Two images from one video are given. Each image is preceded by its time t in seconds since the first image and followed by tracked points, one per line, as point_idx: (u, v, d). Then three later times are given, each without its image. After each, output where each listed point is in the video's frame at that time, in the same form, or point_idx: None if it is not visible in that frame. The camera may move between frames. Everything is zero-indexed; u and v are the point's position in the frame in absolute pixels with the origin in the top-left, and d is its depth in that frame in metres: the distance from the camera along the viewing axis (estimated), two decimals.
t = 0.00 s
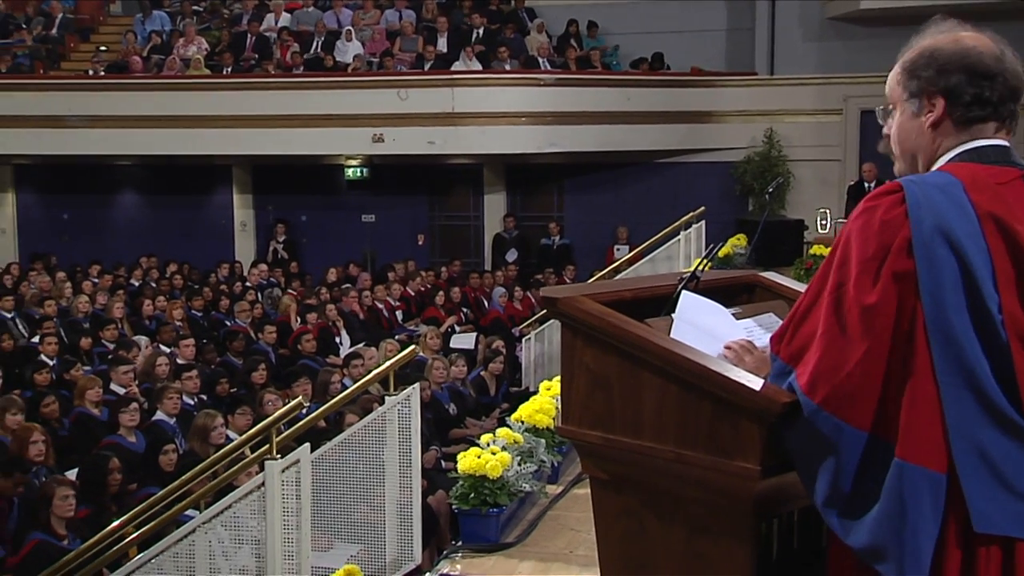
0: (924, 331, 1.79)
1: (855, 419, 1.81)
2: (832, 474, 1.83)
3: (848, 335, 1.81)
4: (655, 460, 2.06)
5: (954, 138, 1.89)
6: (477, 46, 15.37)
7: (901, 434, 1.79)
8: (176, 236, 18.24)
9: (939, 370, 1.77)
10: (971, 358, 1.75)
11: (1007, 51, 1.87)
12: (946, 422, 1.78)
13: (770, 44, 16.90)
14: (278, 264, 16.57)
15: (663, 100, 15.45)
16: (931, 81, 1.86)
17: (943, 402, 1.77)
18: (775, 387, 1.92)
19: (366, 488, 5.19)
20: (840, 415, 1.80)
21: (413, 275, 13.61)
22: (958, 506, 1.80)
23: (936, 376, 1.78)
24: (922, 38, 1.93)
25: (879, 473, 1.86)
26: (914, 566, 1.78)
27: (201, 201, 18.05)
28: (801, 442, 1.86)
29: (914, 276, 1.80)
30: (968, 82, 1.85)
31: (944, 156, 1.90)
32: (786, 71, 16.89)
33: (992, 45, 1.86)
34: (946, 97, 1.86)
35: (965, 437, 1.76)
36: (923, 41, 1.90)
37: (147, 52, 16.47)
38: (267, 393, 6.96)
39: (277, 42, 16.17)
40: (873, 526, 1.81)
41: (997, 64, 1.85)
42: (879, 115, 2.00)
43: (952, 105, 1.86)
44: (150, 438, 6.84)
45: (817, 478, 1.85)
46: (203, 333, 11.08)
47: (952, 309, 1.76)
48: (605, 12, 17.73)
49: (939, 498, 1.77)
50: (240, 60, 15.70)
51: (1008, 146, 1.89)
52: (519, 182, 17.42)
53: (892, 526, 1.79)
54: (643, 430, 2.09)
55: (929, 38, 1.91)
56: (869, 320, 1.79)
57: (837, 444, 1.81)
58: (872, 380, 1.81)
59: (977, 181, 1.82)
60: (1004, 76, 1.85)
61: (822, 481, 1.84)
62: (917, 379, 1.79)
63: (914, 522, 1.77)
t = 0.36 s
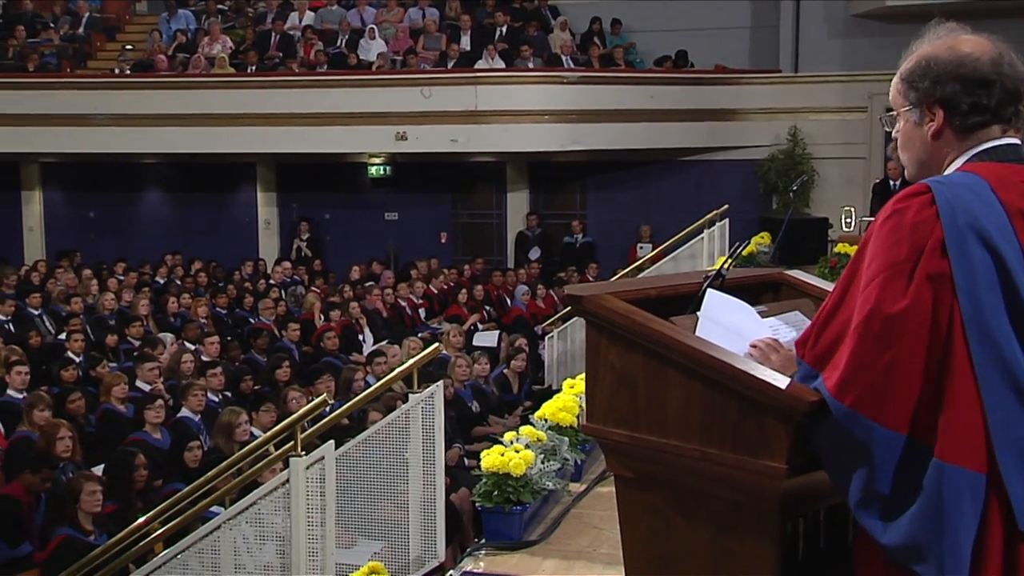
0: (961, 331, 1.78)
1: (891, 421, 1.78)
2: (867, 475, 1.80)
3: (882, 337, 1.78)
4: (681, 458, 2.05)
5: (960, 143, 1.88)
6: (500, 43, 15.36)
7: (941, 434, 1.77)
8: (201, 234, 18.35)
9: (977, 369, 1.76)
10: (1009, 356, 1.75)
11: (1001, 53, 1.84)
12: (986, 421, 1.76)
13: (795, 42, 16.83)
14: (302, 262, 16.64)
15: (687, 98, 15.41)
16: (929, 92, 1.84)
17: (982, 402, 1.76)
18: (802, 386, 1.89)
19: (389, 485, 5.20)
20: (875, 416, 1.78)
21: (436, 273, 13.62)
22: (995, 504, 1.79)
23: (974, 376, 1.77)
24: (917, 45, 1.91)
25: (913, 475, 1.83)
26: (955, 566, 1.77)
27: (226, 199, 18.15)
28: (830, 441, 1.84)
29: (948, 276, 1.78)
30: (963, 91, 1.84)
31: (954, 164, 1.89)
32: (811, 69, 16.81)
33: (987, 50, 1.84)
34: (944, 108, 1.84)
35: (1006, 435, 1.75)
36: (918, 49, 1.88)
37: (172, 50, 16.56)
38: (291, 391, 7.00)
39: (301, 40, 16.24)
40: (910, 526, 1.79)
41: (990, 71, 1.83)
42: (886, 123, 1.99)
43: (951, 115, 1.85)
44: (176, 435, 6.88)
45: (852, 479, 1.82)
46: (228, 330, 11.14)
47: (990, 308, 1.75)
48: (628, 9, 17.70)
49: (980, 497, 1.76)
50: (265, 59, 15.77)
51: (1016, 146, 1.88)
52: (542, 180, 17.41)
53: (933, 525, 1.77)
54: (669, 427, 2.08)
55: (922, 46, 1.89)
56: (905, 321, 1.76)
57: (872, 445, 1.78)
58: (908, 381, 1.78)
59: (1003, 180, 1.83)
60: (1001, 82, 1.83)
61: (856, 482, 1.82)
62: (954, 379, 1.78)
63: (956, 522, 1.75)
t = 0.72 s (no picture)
0: (978, 328, 1.77)
1: (912, 418, 1.77)
2: (887, 471, 1.78)
3: (901, 332, 1.77)
4: (707, 457, 2.04)
5: (983, 138, 1.86)
6: (523, 42, 15.36)
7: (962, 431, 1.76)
8: (226, 232, 18.46)
9: (995, 366, 1.75)
10: None
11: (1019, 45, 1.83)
12: (1004, 418, 1.75)
13: (819, 39, 16.74)
14: (326, 260, 16.70)
15: (710, 96, 15.34)
16: (950, 90, 1.83)
17: (1000, 399, 1.75)
18: (826, 384, 1.87)
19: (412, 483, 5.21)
20: (896, 413, 1.76)
21: (459, 271, 13.64)
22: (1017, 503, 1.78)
23: (992, 373, 1.76)
24: (933, 43, 1.90)
25: (935, 473, 1.82)
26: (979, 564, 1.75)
27: (250, 197, 18.24)
28: (854, 439, 1.83)
29: (965, 273, 1.77)
30: (985, 84, 1.82)
31: (972, 161, 1.87)
32: (836, 67, 16.73)
33: (1004, 42, 1.82)
34: (968, 104, 1.83)
35: None
36: (935, 47, 1.87)
37: (197, 49, 16.65)
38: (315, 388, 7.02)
39: (325, 39, 16.30)
40: (935, 525, 1.77)
41: (1010, 63, 1.81)
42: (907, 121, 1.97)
43: (975, 110, 1.83)
44: (201, 431, 6.91)
45: (872, 477, 1.80)
46: (252, 327, 11.19)
47: (1006, 305, 1.75)
48: (651, 7, 17.68)
49: (1001, 495, 1.75)
50: (289, 57, 15.84)
51: None
52: (565, 178, 17.42)
53: (956, 524, 1.75)
54: (694, 426, 2.07)
55: (938, 44, 1.87)
56: (923, 318, 1.76)
57: (893, 442, 1.77)
58: (928, 378, 1.77)
59: (1019, 177, 1.81)
60: (1022, 73, 1.82)
61: (876, 480, 1.79)
62: (972, 376, 1.77)
63: (978, 521, 1.74)
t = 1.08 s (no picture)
0: (1006, 322, 1.75)
1: (940, 413, 1.75)
2: (914, 467, 1.77)
3: (928, 327, 1.76)
4: (734, 455, 2.03)
5: (1009, 133, 1.82)
6: (548, 38, 15.35)
7: (991, 428, 1.75)
8: (252, 229, 18.56)
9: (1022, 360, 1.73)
10: None
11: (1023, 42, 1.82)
12: None
13: (846, 36, 16.65)
14: (351, 257, 16.76)
15: (737, 92, 15.25)
16: (964, 91, 1.80)
17: None
18: (854, 381, 1.86)
19: (436, 479, 5.21)
20: (923, 408, 1.75)
21: (484, 268, 13.65)
22: None
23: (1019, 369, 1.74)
24: (940, 58, 1.89)
25: (964, 469, 1.80)
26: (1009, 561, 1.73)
27: (276, 195, 18.32)
28: (882, 437, 1.81)
29: (992, 267, 1.76)
30: (1000, 78, 1.80)
31: (1000, 157, 1.83)
32: (863, 63, 16.63)
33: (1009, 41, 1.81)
34: (986, 101, 1.80)
35: None
36: (941, 59, 1.86)
37: (224, 46, 16.73)
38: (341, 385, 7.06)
39: (351, 37, 16.37)
40: (963, 521, 1.75)
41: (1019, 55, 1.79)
42: (930, 145, 1.94)
43: (995, 105, 1.80)
44: (227, 427, 6.95)
45: (899, 473, 1.79)
46: (277, 323, 11.25)
47: None
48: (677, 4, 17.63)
49: None
50: (315, 55, 15.88)
51: None
52: (590, 175, 17.41)
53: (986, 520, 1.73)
54: (721, 423, 2.06)
55: (942, 59, 1.87)
56: (950, 314, 1.74)
57: (920, 439, 1.76)
58: (954, 373, 1.75)
59: None
60: None
61: (904, 476, 1.78)
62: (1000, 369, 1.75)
63: (1007, 517, 1.72)
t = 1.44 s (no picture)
0: None
1: (971, 410, 1.75)
2: (948, 464, 1.76)
3: (959, 323, 1.75)
4: (762, 453, 2.02)
5: None
6: (575, 35, 15.32)
7: None
8: (279, 226, 18.65)
9: None
10: None
11: None
12: None
13: (875, 31, 16.54)
14: (377, 254, 16.82)
15: (765, 89, 15.16)
16: (1001, 88, 1.78)
17: None
18: (885, 379, 1.85)
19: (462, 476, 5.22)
20: (954, 405, 1.74)
21: (510, 265, 13.65)
22: None
23: None
24: (979, 56, 1.87)
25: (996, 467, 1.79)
26: None
27: (302, 192, 18.40)
28: (914, 434, 1.81)
29: None
30: None
31: None
32: (892, 60, 16.51)
33: None
34: None
35: None
36: (981, 56, 1.84)
37: (252, 44, 16.82)
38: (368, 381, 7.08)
39: (377, 34, 16.41)
40: (995, 518, 1.73)
41: None
42: (966, 145, 1.91)
43: None
44: (255, 423, 7.00)
45: (932, 470, 1.78)
46: (304, 320, 11.30)
47: None
48: None
49: None
50: (342, 52, 15.93)
51: None
52: (616, 171, 17.39)
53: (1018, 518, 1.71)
54: (750, 421, 2.05)
55: (982, 56, 1.85)
56: (982, 310, 1.73)
57: (952, 435, 1.75)
58: (985, 369, 1.74)
59: None
60: None
61: (938, 474, 1.77)
62: None
63: None
